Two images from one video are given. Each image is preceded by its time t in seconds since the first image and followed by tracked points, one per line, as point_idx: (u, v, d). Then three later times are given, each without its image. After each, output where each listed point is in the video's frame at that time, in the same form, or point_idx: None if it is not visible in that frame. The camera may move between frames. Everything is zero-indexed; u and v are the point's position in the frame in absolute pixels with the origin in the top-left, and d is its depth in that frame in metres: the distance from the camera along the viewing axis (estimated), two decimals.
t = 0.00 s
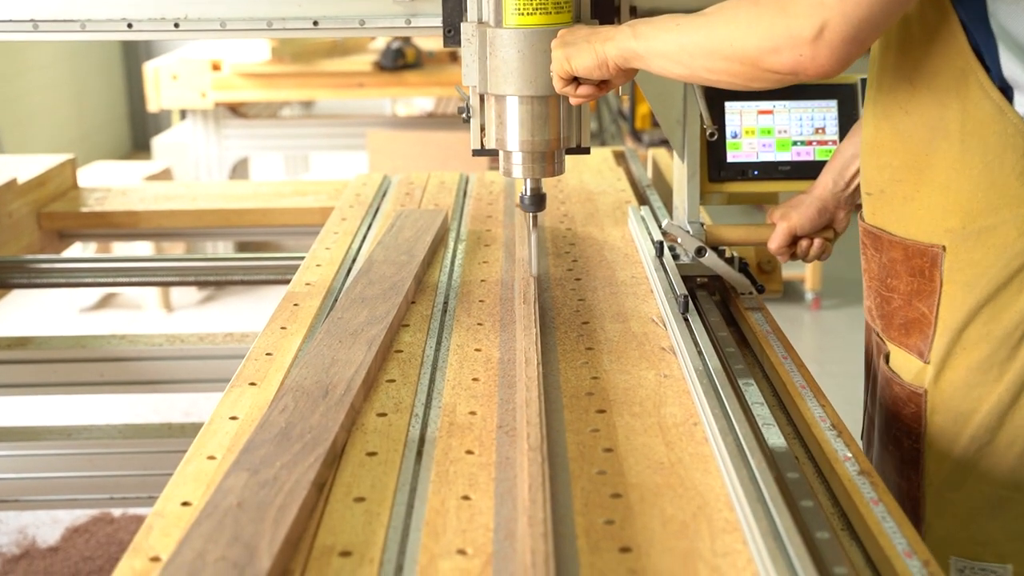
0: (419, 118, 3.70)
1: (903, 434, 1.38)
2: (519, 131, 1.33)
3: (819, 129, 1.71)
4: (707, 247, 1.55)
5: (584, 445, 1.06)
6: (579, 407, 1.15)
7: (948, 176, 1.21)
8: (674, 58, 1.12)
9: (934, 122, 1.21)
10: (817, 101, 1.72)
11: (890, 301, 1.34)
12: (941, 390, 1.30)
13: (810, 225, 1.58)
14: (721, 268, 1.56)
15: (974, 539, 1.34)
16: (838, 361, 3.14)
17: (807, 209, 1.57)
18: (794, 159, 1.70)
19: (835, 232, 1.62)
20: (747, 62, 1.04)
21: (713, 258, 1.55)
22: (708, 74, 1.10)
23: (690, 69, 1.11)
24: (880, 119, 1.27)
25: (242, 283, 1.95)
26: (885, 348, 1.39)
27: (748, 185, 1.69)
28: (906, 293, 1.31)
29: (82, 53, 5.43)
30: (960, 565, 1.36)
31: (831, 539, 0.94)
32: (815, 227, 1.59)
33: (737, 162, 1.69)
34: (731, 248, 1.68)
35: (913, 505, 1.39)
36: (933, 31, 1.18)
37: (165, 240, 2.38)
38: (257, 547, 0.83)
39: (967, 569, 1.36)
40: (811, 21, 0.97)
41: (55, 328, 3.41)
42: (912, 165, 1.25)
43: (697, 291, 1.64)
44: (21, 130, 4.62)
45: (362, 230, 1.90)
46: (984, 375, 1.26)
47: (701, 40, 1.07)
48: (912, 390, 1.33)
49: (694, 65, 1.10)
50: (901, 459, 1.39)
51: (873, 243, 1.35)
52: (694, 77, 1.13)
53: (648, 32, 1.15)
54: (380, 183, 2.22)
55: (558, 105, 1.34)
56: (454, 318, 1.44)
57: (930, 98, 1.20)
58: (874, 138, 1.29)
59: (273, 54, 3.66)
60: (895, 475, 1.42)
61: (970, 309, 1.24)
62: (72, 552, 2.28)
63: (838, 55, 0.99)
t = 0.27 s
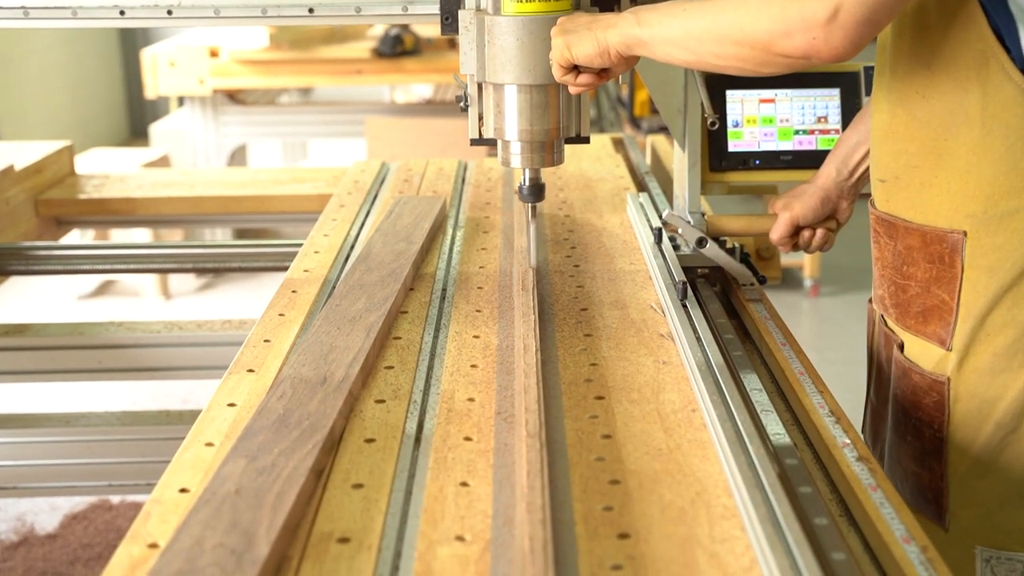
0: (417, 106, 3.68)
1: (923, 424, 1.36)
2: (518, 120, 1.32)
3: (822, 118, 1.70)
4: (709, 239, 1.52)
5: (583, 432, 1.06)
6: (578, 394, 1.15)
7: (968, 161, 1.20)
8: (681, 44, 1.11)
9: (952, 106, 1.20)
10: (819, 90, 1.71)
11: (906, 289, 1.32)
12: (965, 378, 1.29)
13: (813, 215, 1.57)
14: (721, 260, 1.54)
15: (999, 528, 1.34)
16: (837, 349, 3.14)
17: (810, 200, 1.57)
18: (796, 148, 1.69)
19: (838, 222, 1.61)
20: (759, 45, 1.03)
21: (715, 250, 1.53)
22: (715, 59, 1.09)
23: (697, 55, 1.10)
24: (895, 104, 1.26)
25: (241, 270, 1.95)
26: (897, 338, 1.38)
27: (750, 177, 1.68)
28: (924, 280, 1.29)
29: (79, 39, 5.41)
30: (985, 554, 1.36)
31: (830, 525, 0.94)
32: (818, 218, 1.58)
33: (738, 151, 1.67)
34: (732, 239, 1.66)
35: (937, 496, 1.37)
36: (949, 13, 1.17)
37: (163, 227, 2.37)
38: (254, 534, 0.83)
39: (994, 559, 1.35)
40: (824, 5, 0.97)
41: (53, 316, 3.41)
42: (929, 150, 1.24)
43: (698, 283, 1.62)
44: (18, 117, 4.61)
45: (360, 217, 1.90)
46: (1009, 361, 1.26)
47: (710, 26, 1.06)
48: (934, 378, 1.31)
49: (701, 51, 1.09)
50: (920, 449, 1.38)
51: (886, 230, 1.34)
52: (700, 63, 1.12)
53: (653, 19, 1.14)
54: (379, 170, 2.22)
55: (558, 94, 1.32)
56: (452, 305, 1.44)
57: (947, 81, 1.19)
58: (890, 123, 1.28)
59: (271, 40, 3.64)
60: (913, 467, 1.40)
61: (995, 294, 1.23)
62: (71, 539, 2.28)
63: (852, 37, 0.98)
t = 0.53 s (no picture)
0: (416, 99, 3.68)
1: (920, 407, 1.36)
2: (517, 117, 1.31)
3: (826, 113, 1.68)
4: (711, 236, 1.50)
5: (583, 425, 1.06)
6: (578, 387, 1.15)
7: (970, 146, 1.20)
8: (687, 36, 1.07)
9: (955, 91, 1.19)
10: (823, 85, 1.68)
11: (904, 273, 1.32)
12: (960, 360, 1.29)
13: (816, 211, 1.57)
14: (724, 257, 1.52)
15: (993, 509, 1.34)
16: (836, 342, 3.13)
17: (813, 196, 1.57)
18: (798, 145, 1.67)
19: (841, 219, 1.62)
20: (771, 34, 0.99)
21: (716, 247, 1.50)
22: (725, 50, 1.05)
23: (705, 47, 1.06)
24: (895, 89, 1.26)
25: (240, 264, 1.94)
26: (892, 321, 1.37)
27: (752, 173, 1.67)
28: (923, 263, 1.28)
29: (77, 33, 5.39)
30: (979, 534, 1.36)
31: (830, 518, 0.94)
32: (821, 214, 1.58)
33: (740, 147, 1.66)
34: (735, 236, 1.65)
35: (929, 477, 1.37)
36: None
37: (162, 221, 2.37)
38: (254, 528, 0.83)
39: (987, 539, 1.36)
40: None
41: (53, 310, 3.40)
42: (929, 136, 1.23)
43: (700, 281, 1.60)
44: (17, 111, 4.60)
45: (360, 210, 1.90)
46: (1004, 343, 1.26)
47: (719, 16, 1.03)
48: (930, 360, 1.31)
49: (709, 42, 1.05)
50: (916, 432, 1.37)
51: (884, 216, 1.33)
52: (710, 56, 1.08)
53: (657, 11, 1.11)
54: (378, 164, 2.21)
55: (559, 89, 1.31)
56: (452, 298, 1.43)
57: (950, 66, 1.19)
58: (888, 110, 1.27)
59: (270, 34, 3.63)
60: (909, 451, 1.40)
61: (991, 277, 1.22)
62: (71, 533, 2.28)
63: (869, 23, 0.94)
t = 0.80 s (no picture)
0: (416, 99, 3.67)
1: (925, 404, 1.35)
2: (518, 118, 1.31)
3: (831, 114, 1.68)
4: (714, 238, 1.47)
5: (585, 424, 1.05)
6: (579, 385, 1.15)
7: (980, 141, 1.20)
8: (695, 34, 1.04)
9: (964, 87, 1.19)
10: (829, 85, 1.69)
11: (911, 269, 1.31)
12: (971, 355, 1.28)
13: (822, 214, 1.57)
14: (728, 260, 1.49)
15: (1004, 502, 1.35)
16: (836, 341, 3.14)
17: (819, 198, 1.56)
18: (803, 145, 1.68)
19: (846, 221, 1.61)
20: (782, 31, 0.95)
21: (720, 250, 1.48)
22: (734, 47, 1.02)
23: (715, 44, 1.03)
24: (901, 86, 1.25)
25: (240, 263, 1.94)
26: (897, 317, 1.37)
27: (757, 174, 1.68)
28: (931, 259, 1.28)
29: (77, 32, 5.39)
30: (990, 529, 1.36)
31: (833, 516, 0.94)
32: (827, 216, 1.58)
33: (744, 148, 1.67)
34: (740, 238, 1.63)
35: (938, 472, 1.37)
36: None
37: (162, 220, 2.37)
38: (255, 527, 0.83)
39: (997, 532, 1.36)
40: None
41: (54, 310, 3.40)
42: (939, 132, 1.22)
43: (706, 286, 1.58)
44: (17, 111, 4.60)
45: (360, 209, 1.90)
46: (1016, 337, 1.26)
47: (729, 13, 0.99)
48: (939, 355, 1.30)
49: (719, 40, 1.02)
50: (920, 429, 1.37)
51: (889, 213, 1.32)
52: (718, 53, 1.04)
53: (664, 9, 1.08)
54: (379, 163, 2.21)
55: (561, 90, 1.31)
56: (452, 297, 1.43)
57: (959, 63, 1.18)
58: (896, 106, 1.27)
59: (270, 33, 3.63)
60: (913, 447, 1.40)
61: (1004, 272, 1.22)
62: (71, 532, 2.28)
63: (886, 20, 0.91)
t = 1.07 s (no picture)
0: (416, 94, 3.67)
1: (936, 410, 1.35)
2: (519, 116, 1.29)
3: (835, 113, 1.67)
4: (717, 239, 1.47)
5: (584, 419, 1.05)
6: (579, 381, 1.15)
7: (984, 141, 1.20)
8: (701, 33, 1.04)
9: (967, 87, 1.19)
10: (833, 83, 1.68)
11: (914, 273, 1.30)
12: (980, 360, 1.29)
13: (826, 213, 1.58)
14: (731, 262, 1.49)
15: (1018, 511, 1.35)
16: (836, 338, 3.13)
17: (823, 197, 1.58)
18: (808, 145, 1.67)
19: (850, 222, 1.63)
20: (791, 31, 0.95)
21: (724, 251, 1.48)
22: (741, 47, 1.01)
23: (720, 44, 1.03)
24: (903, 86, 1.25)
25: (240, 258, 1.94)
26: (899, 322, 1.37)
27: (761, 173, 1.67)
28: (935, 263, 1.27)
29: (76, 28, 5.39)
30: (1003, 539, 1.36)
31: (832, 511, 0.94)
32: (831, 216, 1.59)
33: (748, 147, 1.66)
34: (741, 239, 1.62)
35: (950, 481, 1.37)
36: None
37: (162, 215, 2.37)
38: (255, 521, 0.83)
39: (1010, 542, 1.36)
40: None
41: (53, 305, 3.40)
42: (941, 132, 1.22)
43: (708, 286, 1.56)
44: (16, 106, 4.60)
45: (360, 204, 1.89)
46: None
47: (737, 12, 0.99)
48: (948, 362, 1.30)
49: (725, 39, 1.02)
50: (932, 436, 1.37)
51: (889, 216, 1.32)
52: (724, 53, 1.04)
53: (668, 8, 1.08)
54: (378, 158, 2.21)
55: (562, 89, 1.30)
56: (452, 292, 1.43)
57: (962, 63, 1.18)
58: (897, 106, 1.27)
59: (269, 29, 3.62)
60: (926, 453, 1.40)
61: (1012, 274, 1.23)
62: (71, 527, 2.28)
63: (896, 20, 0.91)
